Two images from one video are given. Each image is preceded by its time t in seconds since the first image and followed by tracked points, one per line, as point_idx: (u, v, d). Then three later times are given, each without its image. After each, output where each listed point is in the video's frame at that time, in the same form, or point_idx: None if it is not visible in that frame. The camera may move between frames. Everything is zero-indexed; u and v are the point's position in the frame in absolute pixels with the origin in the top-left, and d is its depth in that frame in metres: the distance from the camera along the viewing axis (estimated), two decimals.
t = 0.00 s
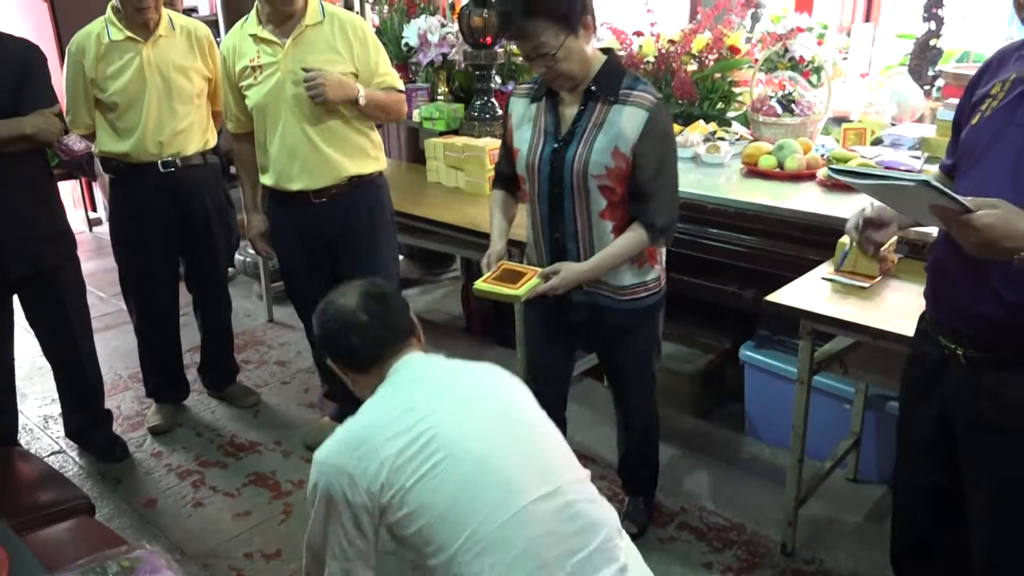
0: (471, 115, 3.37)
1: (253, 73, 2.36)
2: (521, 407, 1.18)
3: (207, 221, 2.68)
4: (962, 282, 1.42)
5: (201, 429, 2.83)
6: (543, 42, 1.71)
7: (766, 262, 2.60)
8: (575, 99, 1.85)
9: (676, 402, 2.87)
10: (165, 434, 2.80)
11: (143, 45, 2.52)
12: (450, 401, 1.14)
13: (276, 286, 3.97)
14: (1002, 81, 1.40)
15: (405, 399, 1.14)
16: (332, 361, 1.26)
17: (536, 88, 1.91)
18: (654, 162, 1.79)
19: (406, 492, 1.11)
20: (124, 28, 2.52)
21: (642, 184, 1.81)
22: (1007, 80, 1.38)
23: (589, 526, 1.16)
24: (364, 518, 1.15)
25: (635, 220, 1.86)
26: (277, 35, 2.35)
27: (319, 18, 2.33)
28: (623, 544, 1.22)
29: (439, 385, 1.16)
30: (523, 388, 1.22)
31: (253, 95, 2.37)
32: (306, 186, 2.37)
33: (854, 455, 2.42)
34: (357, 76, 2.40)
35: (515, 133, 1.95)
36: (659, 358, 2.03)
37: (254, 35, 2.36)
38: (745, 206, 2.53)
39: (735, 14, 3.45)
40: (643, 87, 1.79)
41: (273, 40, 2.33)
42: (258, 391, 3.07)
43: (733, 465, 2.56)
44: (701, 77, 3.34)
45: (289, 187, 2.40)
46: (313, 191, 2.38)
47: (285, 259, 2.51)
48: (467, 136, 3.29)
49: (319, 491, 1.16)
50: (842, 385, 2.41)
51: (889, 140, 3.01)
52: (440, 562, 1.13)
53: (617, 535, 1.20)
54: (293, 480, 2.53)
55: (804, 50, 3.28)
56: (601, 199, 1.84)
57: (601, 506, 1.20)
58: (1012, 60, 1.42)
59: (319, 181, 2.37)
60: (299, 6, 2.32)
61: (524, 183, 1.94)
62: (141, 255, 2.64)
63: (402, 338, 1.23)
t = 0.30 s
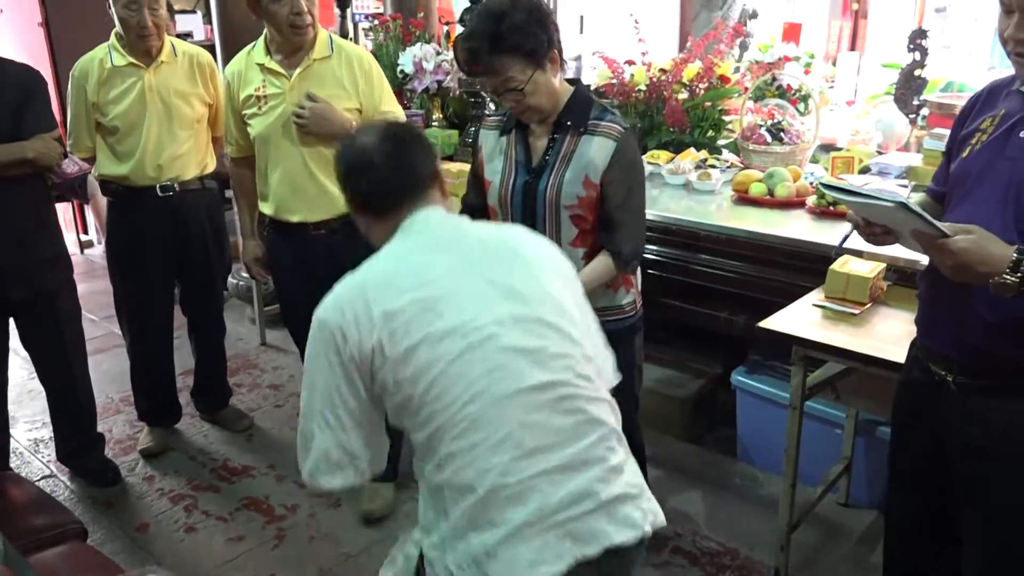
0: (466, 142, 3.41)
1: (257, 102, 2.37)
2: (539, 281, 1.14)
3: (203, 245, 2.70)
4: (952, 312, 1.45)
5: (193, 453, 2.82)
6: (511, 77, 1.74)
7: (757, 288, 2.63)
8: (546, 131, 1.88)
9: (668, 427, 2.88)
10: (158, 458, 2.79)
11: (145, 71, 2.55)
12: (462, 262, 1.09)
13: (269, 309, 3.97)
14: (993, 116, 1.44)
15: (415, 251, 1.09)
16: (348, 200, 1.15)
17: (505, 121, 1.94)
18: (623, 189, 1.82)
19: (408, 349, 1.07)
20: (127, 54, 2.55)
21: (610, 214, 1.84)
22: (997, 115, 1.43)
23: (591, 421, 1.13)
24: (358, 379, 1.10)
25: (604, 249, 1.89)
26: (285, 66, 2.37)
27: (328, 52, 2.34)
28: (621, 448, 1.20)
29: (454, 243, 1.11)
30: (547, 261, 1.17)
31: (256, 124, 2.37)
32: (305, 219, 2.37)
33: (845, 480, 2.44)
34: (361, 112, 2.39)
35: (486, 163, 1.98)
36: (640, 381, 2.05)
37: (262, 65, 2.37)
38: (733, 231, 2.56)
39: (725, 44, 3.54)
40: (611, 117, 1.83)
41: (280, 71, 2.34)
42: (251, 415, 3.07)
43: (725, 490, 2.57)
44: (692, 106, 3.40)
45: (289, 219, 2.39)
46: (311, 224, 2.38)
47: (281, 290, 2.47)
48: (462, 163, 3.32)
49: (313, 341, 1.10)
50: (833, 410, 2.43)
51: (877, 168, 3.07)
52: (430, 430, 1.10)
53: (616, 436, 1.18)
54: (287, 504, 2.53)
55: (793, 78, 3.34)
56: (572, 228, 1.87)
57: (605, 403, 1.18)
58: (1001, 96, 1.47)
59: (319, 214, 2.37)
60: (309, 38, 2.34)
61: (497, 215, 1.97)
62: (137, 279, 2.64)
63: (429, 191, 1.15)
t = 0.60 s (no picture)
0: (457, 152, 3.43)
1: (266, 112, 2.30)
2: (553, 195, 1.15)
3: (194, 255, 2.70)
4: (940, 321, 1.47)
5: (184, 464, 2.81)
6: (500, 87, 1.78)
7: (747, 299, 2.65)
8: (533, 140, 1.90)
9: (659, 436, 2.90)
10: (148, 468, 2.78)
11: (137, 81, 2.56)
12: (473, 165, 1.12)
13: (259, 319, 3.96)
14: (981, 130, 1.47)
15: (431, 146, 1.13)
16: (401, 62, 1.20)
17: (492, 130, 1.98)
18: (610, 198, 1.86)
19: (408, 241, 1.11)
20: (119, 65, 2.56)
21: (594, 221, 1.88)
22: (985, 130, 1.46)
23: (586, 346, 1.15)
24: (365, 260, 1.17)
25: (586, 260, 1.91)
26: (299, 79, 2.30)
27: (345, 69, 2.29)
28: (620, 378, 1.20)
29: (471, 145, 1.14)
30: (573, 171, 1.18)
31: (262, 133, 2.30)
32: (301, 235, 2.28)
33: (835, 489, 2.46)
34: (370, 132, 2.32)
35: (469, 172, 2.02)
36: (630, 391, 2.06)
37: (275, 75, 2.31)
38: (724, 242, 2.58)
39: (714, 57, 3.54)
40: (599, 127, 1.85)
41: (294, 83, 2.28)
42: (242, 425, 3.06)
43: (716, 498, 2.59)
44: (682, 118, 3.43)
45: (285, 234, 2.31)
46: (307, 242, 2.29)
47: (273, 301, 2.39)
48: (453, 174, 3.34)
49: (327, 215, 1.17)
50: (822, 419, 2.46)
51: (864, 180, 3.08)
52: (422, 333, 1.14)
53: (614, 364, 1.19)
54: (278, 514, 2.52)
55: (779, 91, 3.42)
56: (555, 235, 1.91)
57: (608, 329, 1.18)
58: (989, 110, 1.50)
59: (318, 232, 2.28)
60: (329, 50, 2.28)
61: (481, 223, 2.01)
62: (128, 289, 2.64)
63: (483, 73, 1.20)
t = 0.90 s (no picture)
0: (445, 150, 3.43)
1: (267, 111, 2.28)
2: (535, 175, 1.14)
3: (183, 254, 2.69)
4: (927, 312, 1.49)
5: (175, 465, 2.80)
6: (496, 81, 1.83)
7: (737, 296, 2.66)
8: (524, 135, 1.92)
9: (650, 432, 2.91)
10: (139, 470, 2.77)
11: (121, 83, 2.55)
12: (457, 139, 1.13)
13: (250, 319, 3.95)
14: (969, 126, 1.49)
15: (421, 116, 1.15)
16: (419, 31, 1.22)
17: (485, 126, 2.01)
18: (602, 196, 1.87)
19: (388, 205, 1.14)
20: (100, 67, 2.54)
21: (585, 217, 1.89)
22: (972, 126, 1.48)
23: (557, 328, 1.14)
24: (359, 220, 1.22)
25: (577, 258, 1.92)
26: (301, 78, 2.28)
27: (349, 69, 2.28)
28: (596, 365, 1.18)
29: (459, 119, 1.15)
30: (563, 152, 1.17)
31: (263, 133, 2.28)
32: (300, 238, 2.27)
33: (825, 482, 2.48)
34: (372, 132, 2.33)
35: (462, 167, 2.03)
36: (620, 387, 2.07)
37: (277, 73, 2.28)
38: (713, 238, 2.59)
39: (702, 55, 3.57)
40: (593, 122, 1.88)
41: (298, 83, 2.26)
42: (233, 425, 3.06)
43: (707, 493, 2.60)
44: (670, 115, 3.44)
45: (283, 237, 2.29)
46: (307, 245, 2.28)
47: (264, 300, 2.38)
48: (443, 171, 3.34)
49: (331, 173, 1.24)
50: (811, 413, 2.48)
51: (852, 175, 3.10)
52: (396, 301, 1.16)
53: (589, 351, 1.17)
54: (270, 514, 2.52)
55: (767, 88, 3.44)
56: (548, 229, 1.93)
57: (585, 315, 1.17)
58: (977, 106, 1.52)
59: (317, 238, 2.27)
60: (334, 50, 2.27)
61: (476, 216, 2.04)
62: (117, 290, 2.62)
63: (498, 49, 1.22)
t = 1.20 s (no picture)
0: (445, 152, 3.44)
1: (272, 114, 2.29)
2: (518, 174, 1.13)
3: (183, 255, 2.70)
4: (922, 319, 1.50)
5: (172, 465, 2.81)
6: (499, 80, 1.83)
7: (735, 298, 2.67)
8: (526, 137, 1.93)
9: (647, 434, 2.92)
10: (137, 469, 2.77)
11: (113, 87, 2.54)
12: (442, 134, 1.14)
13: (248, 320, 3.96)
14: (963, 131, 1.50)
15: (412, 111, 1.16)
16: (427, 27, 1.24)
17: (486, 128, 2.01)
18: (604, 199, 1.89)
19: (374, 196, 1.16)
20: (90, 71, 2.53)
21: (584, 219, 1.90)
22: (967, 131, 1.49)
23: (533, 327, 1.13)
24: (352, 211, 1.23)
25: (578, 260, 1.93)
26: (308, 82, 2.28)
27: (356, 74, 2.29)
28: (574, 366, 1.18)
29: (448, 116, 1.15)
30: (549, 151, 1.16)
31: (267, 136, 2.29)
32: (302, 243, 2.28)
33: (821, 485, 2.49)
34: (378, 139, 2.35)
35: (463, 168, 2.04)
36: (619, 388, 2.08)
37: (283, 76, 2.28)
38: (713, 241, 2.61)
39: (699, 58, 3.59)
40: (601, 128, 1.92)
41: (304, 87, 2.26)
42: (231, 426, 3.06)
43: (704, 495, 2.61)
44: (668, 118, 3.44)
45: (285, 240, 2.30)
46: (309, 249, 2.29)
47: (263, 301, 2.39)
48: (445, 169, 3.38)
49: (330, 164, 1.26)
50: (807, 416, 2.49)
51: (849, 179, 3.12)
52: (378, 292, 1.18)
53: (567, 351, 1.16)
54: (268, 514, 2.52)
55: (764, 92, 3.45)
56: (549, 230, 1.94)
57: (563, 315, 1.16)
58: (973, 111, 1.53)
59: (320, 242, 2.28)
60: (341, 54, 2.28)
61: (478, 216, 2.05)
62: (116, 291, 2.63)
63: (499, 49, 1.23)
